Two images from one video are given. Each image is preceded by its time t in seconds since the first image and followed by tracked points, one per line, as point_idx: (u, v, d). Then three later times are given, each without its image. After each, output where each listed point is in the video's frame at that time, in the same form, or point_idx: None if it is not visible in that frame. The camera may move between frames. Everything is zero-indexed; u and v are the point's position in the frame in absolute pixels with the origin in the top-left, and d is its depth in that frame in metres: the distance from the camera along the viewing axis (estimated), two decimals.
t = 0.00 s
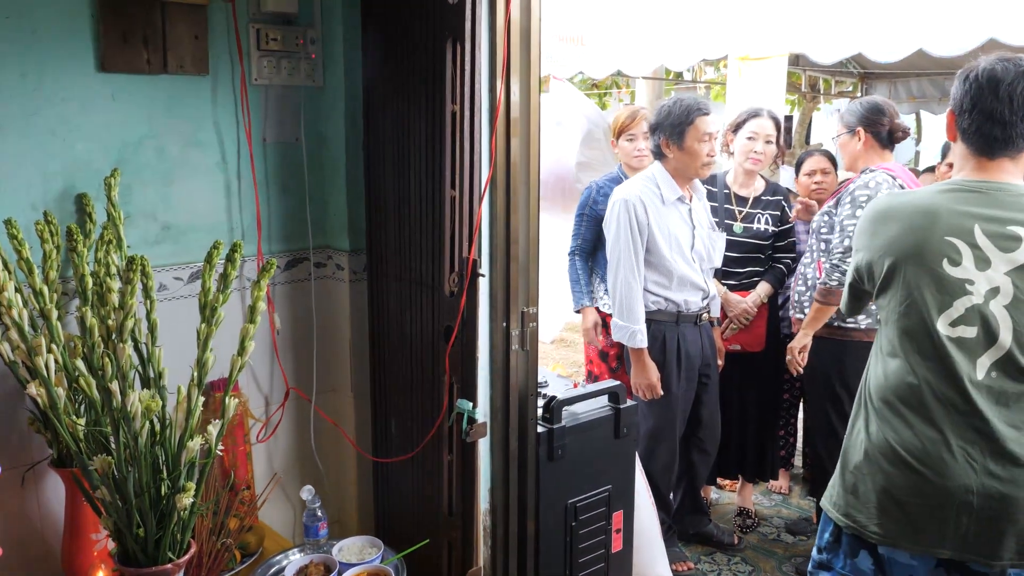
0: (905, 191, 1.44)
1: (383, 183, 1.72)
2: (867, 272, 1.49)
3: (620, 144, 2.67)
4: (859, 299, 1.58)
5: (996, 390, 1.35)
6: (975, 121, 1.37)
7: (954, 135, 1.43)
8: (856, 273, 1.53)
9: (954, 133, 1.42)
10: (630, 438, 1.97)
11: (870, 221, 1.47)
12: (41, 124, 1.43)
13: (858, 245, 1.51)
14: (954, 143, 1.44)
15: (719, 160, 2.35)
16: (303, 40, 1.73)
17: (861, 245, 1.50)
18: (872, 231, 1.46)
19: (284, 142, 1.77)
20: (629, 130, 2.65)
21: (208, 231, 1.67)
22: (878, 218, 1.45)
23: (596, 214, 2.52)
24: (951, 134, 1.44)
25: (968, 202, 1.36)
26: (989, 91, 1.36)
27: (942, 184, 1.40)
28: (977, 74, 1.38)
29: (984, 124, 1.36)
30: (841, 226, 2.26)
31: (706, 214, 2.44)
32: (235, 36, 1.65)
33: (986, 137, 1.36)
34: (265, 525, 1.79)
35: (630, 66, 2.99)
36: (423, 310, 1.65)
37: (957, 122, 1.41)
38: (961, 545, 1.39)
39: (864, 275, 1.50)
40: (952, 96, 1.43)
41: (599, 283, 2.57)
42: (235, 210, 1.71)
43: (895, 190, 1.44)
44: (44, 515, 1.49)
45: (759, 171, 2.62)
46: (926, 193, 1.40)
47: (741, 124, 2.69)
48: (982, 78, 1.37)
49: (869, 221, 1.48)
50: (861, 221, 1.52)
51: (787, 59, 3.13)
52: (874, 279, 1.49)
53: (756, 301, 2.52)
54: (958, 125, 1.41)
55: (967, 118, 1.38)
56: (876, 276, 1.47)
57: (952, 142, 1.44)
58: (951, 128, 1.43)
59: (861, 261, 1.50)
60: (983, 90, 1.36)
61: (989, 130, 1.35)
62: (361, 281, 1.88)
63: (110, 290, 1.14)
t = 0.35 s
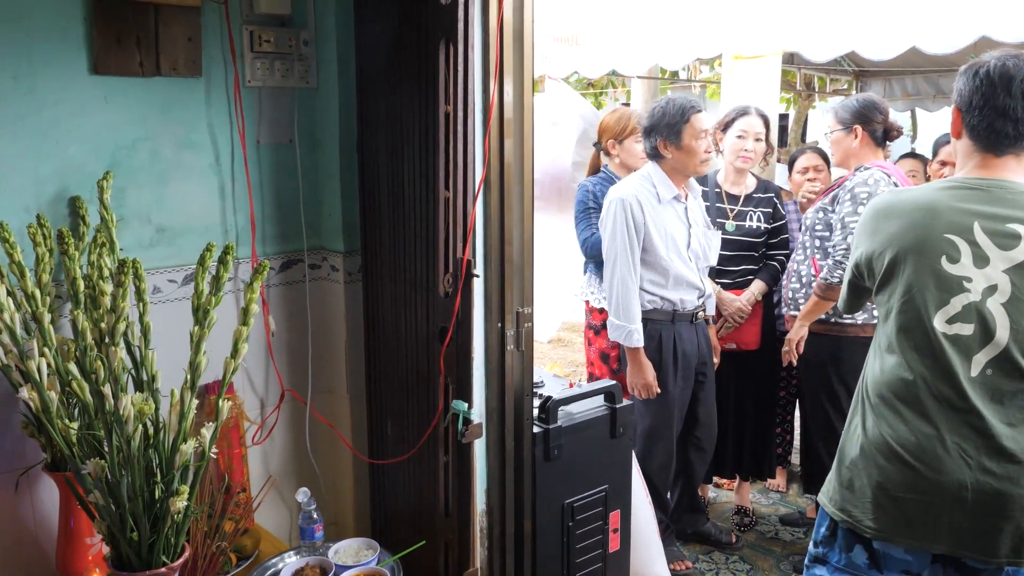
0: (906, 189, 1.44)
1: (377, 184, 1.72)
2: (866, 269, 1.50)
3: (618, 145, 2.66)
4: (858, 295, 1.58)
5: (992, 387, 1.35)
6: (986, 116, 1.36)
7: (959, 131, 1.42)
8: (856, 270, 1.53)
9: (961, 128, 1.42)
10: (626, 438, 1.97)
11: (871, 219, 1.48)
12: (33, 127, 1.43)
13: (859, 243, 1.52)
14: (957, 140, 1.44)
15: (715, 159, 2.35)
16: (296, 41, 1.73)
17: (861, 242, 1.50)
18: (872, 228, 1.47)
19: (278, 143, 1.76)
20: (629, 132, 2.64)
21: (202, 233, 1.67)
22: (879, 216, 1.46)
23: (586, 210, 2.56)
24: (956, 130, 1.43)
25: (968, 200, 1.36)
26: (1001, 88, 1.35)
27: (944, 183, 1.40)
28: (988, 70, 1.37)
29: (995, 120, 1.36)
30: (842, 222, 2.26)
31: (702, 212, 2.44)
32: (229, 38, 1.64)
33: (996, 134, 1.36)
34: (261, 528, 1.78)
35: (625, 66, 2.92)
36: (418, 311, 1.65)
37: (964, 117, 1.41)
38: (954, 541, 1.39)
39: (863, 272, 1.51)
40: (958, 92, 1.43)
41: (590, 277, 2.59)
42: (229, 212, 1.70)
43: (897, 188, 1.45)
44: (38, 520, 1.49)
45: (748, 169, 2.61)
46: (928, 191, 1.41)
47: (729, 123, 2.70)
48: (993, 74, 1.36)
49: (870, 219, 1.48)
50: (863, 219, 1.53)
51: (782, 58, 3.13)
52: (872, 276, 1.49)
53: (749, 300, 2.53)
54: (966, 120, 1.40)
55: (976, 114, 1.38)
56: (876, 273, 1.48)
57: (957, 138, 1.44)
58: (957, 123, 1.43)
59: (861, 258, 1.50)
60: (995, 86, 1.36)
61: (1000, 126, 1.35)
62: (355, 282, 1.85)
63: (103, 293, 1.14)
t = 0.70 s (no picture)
0: (901, 190, 1.45)
1: (368, 186, 1.71)
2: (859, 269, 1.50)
3: (612, 148, 2.68)
4: (852, 292, 1.58)
5: (983, 388, 1.35)
6: (979, 118, 1.37)
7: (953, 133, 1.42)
8: (849, 270, 1.54)
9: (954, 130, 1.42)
10: (619, 438, 1.97)
11: (865, 219, 1.49)
12: (20, 129, 1.42)
13: (853, 243, 1.52)
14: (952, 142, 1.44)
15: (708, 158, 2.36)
16: (287, 41, 1.72)
17: (855, 242, 1.51)
18: (866, 228, 1.47)
19: (269, 144, 1.75)
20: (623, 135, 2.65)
21: (192, 235, 1.66)
22: (873, 216, 1.46)
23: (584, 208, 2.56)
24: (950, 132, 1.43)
25: (961, 202, 1.36)
26: (994, 89, 1.36)
27: (938, 184, 1.40)
28: (980, 72, 1.37)
29: (988, 121, 1.36)
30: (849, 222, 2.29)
31: (695, 213, 2.44)
32: (218, 38, 1.63)
33: (990, 135, 1.36)
34: (252, 531, 1.77)
35: (619, 66, 3.02)
36: (410, 314, 1.65)
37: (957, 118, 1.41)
38: (944, 539, 1.39)
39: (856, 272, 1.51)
40: (952, 93, 1.43)
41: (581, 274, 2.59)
42: (219, 214, 1.69)
43: (892, 188, 1.46)
44: (26, 524, 1.47)
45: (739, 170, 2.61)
46: (922, 192, 1.41)
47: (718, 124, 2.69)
48: (987, 76, 1.37)
49: (864, 218, 1.49)
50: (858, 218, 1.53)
51: (773, 59, 3.14)
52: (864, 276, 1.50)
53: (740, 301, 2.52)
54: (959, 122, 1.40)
55: (970, 115, 1.38)
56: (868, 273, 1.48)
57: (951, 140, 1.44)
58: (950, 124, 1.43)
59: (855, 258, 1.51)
60: (987, 88, 1.36)
61: (994, 128, 1.35)
62: (347, 284, 1.85)
63: (91, 295, 1.13)
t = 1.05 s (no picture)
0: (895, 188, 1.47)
1: (358, 185, 1.71)
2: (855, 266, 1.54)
3: (606, 147, 2.70)
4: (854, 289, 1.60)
5: (969, 385, 1.35)
6: (978, 120, 1.38)
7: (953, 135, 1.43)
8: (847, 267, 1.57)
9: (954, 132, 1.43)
10: (609, 438, 1.97)
11: (861, 217, 1.51)
12: (8, 127, 1.41)
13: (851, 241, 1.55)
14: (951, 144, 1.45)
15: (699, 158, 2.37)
16: (276, 40, 1.71)
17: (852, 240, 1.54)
18: (861, 226, 1.50)
19: (259, 143, 1.75)
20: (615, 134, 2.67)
21: (181, 234, 1.65)
22: (868, 214, 1.49)
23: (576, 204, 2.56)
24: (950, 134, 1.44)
25: (950, 200, 1.38)
26: (992, 92, 1.37)
27: (930, 183, 1.42)
28: (979, 75, 1.39)
29: (987, 124, 1.37)
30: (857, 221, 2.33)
31: (684, 212, 2.44)
32: (207, 36, 1.63)
33: (988, 138, 1.37)
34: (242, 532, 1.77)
35: (608, 66, 3.04)
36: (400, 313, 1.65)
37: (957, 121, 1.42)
38: (929, 535, 1.39)
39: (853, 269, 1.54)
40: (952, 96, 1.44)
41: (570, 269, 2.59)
42: (209, 213, 1.69)
43: (886, 187, 1.48)
44: (13, 524, 1.46)
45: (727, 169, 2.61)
46: (913, 191, 1.43)
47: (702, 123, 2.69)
48: (985, 79, 1.38)
49: (860, 217, 1.52)
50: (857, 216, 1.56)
51: (763, 59, 3.16)
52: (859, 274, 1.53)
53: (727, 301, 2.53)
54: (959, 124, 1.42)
55: (969, 118, 1.39)
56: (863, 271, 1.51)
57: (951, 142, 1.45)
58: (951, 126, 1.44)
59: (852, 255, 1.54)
60: (985, 90, 1.38)
61: (991, 130, 1.36)
62: (337, 283, 1.84)
63: (78, 294, 1.12)
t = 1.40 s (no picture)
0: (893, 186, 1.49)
1: (348, 182, 1.70)
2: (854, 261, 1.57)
3: (598, 145, 2.72)
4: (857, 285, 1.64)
5: (949, 377, 1.35)
6: (975, 126, 1.39)
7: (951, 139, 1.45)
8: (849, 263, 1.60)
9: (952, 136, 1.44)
10: (598, 435, 1.98)
11: (861, 213, 1.55)
12: None
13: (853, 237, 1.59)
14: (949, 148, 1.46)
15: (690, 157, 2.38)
16: (266, 36, 1.70)
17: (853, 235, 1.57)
18: (861, 222, 1.54)
19: (248, 139, 1.74)
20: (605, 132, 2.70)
21: (169, 230, 1.64)
22: (868, 211, 1.53)
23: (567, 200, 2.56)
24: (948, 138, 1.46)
25: (941, 198, 1.40)
26: (988, 98, 1.38)
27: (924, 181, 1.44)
28: (977, 81, 1.41)
29: (983, 129, 1.38)
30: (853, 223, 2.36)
31: (674, 210, 2.44)
32: (196, 31, 1.62)
33: (984, 143, 1.39)
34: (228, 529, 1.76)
35: (598, 65, 3.10)
36: (390, 310, 1.64)
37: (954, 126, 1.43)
38: (906, 525, 1.40)
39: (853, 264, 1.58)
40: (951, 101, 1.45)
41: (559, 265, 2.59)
42: (198, 210, 1.68)
43: (885, 185, 1.51)
44: None
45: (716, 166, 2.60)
46: (908, 188, 1.46)
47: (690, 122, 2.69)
48: (982, 85, 1.40)
49: (861, 213, 1.55)
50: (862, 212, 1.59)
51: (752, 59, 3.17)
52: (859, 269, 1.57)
53: (711, 301, 2.54)
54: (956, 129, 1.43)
55: (966, 123, 1.41)
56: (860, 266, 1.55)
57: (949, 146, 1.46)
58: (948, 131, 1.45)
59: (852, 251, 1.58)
60: (982, 96, 1.39)
61: (987, 135, 1.38)
62: (327, 281, 1.84)
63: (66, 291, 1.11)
